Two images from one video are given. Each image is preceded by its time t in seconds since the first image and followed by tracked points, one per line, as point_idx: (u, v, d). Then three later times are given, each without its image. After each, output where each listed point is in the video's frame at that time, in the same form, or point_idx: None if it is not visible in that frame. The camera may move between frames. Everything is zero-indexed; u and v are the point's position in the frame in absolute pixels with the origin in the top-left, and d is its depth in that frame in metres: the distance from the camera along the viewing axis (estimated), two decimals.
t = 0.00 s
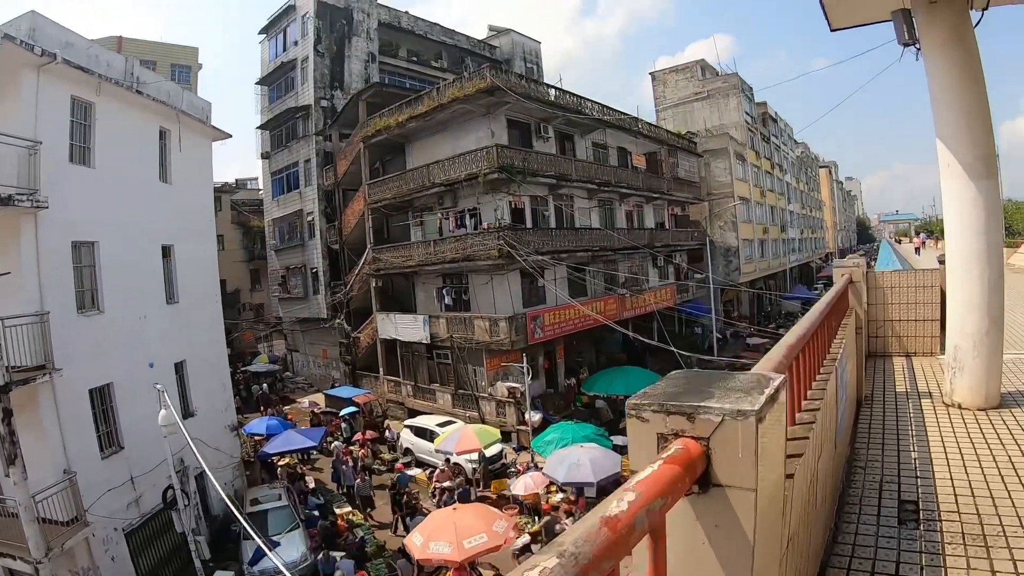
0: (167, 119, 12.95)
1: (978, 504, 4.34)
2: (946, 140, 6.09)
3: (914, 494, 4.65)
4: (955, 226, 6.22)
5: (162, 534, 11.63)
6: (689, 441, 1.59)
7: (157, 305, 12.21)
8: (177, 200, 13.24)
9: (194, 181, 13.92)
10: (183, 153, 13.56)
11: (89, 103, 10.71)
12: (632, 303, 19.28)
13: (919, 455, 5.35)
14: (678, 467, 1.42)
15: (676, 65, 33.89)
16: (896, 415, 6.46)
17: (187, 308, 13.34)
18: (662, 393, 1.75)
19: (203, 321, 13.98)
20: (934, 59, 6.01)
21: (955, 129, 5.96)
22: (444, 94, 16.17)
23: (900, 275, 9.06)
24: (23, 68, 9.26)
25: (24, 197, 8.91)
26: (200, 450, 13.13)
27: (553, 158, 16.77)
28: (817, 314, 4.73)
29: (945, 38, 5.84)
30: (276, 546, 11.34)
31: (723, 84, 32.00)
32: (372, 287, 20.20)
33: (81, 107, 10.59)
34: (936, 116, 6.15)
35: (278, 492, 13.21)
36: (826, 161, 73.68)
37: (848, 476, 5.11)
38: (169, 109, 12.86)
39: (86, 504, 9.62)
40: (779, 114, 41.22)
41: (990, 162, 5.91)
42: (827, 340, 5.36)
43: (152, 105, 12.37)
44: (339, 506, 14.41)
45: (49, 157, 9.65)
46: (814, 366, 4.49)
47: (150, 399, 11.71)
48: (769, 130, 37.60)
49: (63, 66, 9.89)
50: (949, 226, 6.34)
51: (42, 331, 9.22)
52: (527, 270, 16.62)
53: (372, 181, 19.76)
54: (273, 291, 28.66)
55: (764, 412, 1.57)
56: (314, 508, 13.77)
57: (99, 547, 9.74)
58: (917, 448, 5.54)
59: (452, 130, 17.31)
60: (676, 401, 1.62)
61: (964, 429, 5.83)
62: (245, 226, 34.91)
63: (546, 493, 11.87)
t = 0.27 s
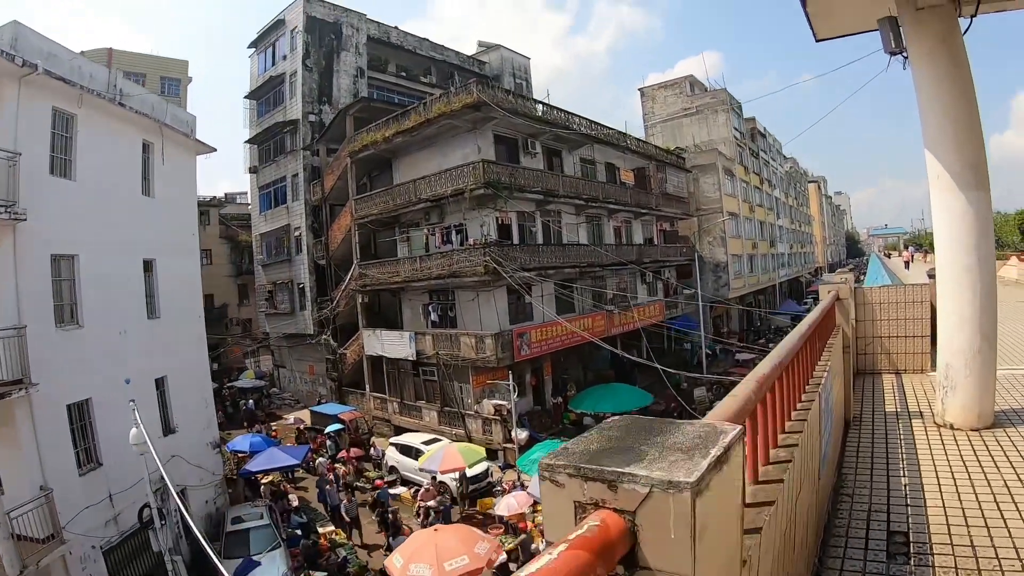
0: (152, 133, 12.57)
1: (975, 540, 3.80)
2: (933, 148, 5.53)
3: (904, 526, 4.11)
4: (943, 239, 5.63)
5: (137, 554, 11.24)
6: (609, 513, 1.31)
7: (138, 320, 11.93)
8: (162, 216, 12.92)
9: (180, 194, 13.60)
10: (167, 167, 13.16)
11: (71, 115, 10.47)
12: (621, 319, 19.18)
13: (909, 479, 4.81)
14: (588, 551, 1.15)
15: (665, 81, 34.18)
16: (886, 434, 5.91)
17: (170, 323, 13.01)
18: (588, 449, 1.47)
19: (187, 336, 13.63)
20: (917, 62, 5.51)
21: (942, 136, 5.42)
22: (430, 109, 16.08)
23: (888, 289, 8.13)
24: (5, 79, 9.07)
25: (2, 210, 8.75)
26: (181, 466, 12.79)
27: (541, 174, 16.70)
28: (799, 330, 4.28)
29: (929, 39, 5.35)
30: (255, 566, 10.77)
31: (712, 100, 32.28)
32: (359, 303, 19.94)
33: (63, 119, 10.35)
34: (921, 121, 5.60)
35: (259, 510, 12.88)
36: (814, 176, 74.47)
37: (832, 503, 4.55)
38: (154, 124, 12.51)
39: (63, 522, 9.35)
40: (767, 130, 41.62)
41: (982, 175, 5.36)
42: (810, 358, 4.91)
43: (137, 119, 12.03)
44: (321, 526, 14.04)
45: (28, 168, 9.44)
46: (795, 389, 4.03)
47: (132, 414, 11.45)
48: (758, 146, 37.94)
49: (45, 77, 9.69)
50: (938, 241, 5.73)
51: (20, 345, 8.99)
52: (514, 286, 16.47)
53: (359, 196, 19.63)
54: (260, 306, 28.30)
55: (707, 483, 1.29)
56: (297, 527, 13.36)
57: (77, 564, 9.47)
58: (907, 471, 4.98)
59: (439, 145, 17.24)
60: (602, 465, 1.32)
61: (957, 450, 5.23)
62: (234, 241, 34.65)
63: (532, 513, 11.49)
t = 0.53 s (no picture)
0: (141, 140, 12.40)
1: None
2: (927, 157, 5.26)
3: (894, 561, 3.78)
4: (938, 253, 5.34)
5: (116, 567, 10.89)
6: None
7: (124, 328, 11.68)
8: (151, 223, 12.68)
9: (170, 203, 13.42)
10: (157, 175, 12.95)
11: (60, 120, 10.33)
12: (614, 334, 19.03)
13: (901, 505, 4.54)
14: None
15: (661, 96, 34.36)
16: (879, 456, 5.63)
17: (157, 331, 12.74)
18: (471, 514, 1.22)
19: (174, 345, 13.32)
20: (909, 69, 5.29)
21: (935, 146, 5.17)
22: (423, 121, 16.02)
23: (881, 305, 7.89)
24: None
25: None
26: (164, 477, 12.49)
27: (534, 188, 16.63)
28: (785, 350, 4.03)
29: (923, 46, 5.14)
30: None
31: (707, 115, 32.42)
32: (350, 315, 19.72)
33: (51, 124, 10.21)
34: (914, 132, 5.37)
35: (243, 523, 12.53)
36: (809, 192, 74.93)
37: (817, 535, 4.22)
38: (143, 129, 12.32)
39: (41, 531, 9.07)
40: (763, 146, 41.85)
41: (980, 187, 5.07)
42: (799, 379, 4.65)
43: (127, 126, 11.89)
44: (306, 540, 13.68)
45: (14, 172, 9.28)
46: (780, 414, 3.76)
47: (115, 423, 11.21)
48: (753, 161, 38.10)
49: (34, 81, 9.56)
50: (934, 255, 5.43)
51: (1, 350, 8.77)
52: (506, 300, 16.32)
53: (351, 207, 19.50)
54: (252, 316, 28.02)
55: (594, 575, 0.99)
56: (281, 540, 13.02)
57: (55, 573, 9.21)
58: (899, 498, 4.66)
59: (432, 157, 17.18)
60: (452, 532, 1.10)
61: (954, 474, 4.94)
62: (228, 250, 34.47)
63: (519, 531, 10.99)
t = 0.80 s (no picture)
0: (137, 143, 12.30)
1: None
2: (933, 165, 5.09)
3: None
4: (944, 266, 5.16)
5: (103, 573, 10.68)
6: None
7: (117, 330, 11.54)
8: (147, 226, 12.59)
9: (166, 206, 13.30)
10: (153, 178, 12.85)
11: (55, 121, 10.24)
12: (614, 344, 18.85)
13: (901, 530, 4.33)
14: None
15: (664, 105, 34.31)
16: (877, 479, 5.44)
17: (152, 335, 12.59)
18: None
19: (168, 349, 13.13)
20: (916, 75, 5.14)
21: (941, 154, 5.00)
22: (422, 127, 15.93)
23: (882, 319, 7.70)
24: None
25: None
26: (156, 482, 12.29)
27: (534, 196, 16.50)
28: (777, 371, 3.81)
29: (931, 50, 4.98)
30: None
31: (710, 124, 32.33)
32: (348, 321, 19.56)
33: (46, 126, 10.12)
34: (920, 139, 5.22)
35: (233, 530, 12.32)
36: (812, 202, 74.80)
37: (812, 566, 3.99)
38: (140, 132, 12.25)
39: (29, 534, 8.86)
40: (765, 155, 41.75)
41: (986, 194, 4.90)
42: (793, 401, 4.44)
43: (122, 129, 11.80)
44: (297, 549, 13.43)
45: (8, 172, 9.16)
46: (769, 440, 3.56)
47: (108, 426, 11.06)
48: (756, 171, 37.98)
49: (29, 82, 9.45)
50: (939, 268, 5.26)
51: None
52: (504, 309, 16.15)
53: (351, 213, 19.41)
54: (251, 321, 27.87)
55: None
56: (272, 548, 12.74)
57: None
58: (899, 526, 4.43)
59: (432, 164, 17.09)
60: None
61: (954, 497, 4.75)
62: (229, 254, 34.45)
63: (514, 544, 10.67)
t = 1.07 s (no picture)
0: (130, 146, 12.19)
1: None
2: (937, 163, 4.96)
3: None
4: (948, 267, 5.00)
5: None
6: None
7: (108, 334, 11.37)
8: (139, 229, 12.45)
9: (159, 208, 13.16)
10: (146, 180, 12.73)
11: (46, 123, 10.13)
12: (612, 350, 18.69)
13: (904, 549, 4.14)
14: None
15: (663, 110, 34.28)
16: (878, 493, 5.25)
17: (143, 339, 12.39)
18: None
19: (161, 353, 12.95)
20: (919, 72, 5.01)
21: (945, 152, 4.86)
22: (419, 131, 15.83)
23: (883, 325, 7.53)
24: None
25: None
26: (147, 487, 12.07)
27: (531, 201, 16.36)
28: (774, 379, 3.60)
29: (934, 46, 4.86)
30: None
31: (709, 129, 32.26)
32: (344, 326, 19.38)
33: (37, 128, 10.00)
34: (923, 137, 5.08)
35: (225, 536, 12.09)
36: (812, 208, 74.75)
37: None
38: (132, 135, 12.10)
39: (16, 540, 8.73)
40: (765, 160, 41.68)
41: (992, 192, 4.76)
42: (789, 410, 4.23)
43: (115, 130, 11.68)
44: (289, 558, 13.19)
45: None
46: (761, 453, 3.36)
47: (99, 431, 10.89)
48: (756, 176, 37.91)
49: (19, 83, 9.34)
50: (943, 269, 5.10)
51: None
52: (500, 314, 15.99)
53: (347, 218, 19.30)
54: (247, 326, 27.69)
55: None
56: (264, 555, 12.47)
57: None
58: (903, 543, 4.24)
59: (428, 168, 16.99)
60: None
61: (959, 512, 4.57)
62: (226, 259, 34.34)
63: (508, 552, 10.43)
